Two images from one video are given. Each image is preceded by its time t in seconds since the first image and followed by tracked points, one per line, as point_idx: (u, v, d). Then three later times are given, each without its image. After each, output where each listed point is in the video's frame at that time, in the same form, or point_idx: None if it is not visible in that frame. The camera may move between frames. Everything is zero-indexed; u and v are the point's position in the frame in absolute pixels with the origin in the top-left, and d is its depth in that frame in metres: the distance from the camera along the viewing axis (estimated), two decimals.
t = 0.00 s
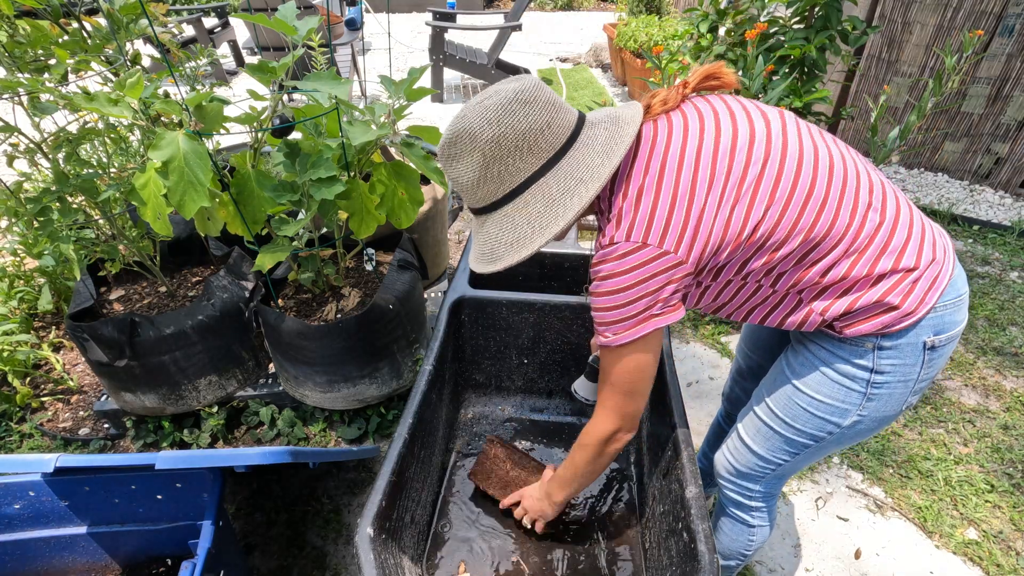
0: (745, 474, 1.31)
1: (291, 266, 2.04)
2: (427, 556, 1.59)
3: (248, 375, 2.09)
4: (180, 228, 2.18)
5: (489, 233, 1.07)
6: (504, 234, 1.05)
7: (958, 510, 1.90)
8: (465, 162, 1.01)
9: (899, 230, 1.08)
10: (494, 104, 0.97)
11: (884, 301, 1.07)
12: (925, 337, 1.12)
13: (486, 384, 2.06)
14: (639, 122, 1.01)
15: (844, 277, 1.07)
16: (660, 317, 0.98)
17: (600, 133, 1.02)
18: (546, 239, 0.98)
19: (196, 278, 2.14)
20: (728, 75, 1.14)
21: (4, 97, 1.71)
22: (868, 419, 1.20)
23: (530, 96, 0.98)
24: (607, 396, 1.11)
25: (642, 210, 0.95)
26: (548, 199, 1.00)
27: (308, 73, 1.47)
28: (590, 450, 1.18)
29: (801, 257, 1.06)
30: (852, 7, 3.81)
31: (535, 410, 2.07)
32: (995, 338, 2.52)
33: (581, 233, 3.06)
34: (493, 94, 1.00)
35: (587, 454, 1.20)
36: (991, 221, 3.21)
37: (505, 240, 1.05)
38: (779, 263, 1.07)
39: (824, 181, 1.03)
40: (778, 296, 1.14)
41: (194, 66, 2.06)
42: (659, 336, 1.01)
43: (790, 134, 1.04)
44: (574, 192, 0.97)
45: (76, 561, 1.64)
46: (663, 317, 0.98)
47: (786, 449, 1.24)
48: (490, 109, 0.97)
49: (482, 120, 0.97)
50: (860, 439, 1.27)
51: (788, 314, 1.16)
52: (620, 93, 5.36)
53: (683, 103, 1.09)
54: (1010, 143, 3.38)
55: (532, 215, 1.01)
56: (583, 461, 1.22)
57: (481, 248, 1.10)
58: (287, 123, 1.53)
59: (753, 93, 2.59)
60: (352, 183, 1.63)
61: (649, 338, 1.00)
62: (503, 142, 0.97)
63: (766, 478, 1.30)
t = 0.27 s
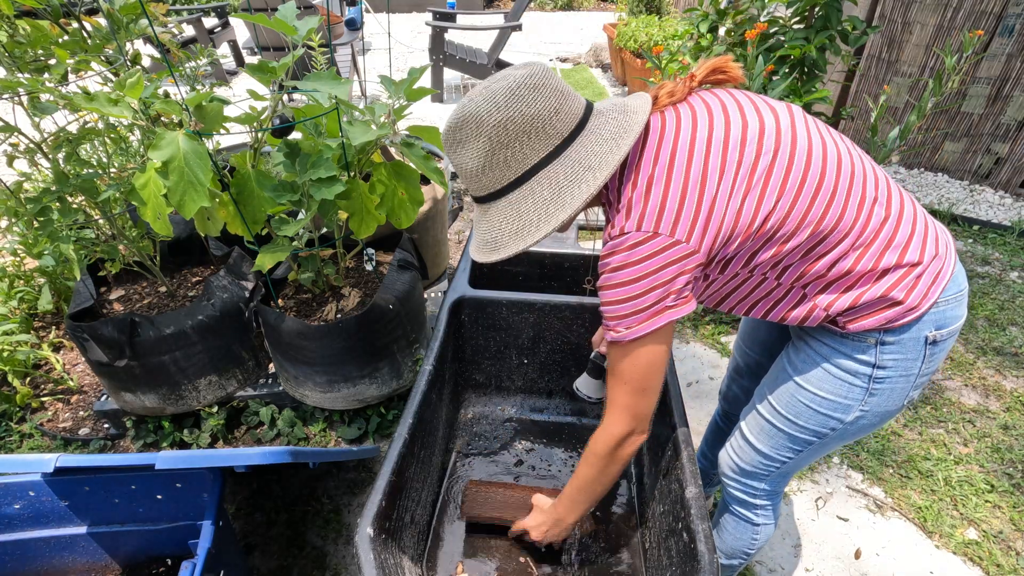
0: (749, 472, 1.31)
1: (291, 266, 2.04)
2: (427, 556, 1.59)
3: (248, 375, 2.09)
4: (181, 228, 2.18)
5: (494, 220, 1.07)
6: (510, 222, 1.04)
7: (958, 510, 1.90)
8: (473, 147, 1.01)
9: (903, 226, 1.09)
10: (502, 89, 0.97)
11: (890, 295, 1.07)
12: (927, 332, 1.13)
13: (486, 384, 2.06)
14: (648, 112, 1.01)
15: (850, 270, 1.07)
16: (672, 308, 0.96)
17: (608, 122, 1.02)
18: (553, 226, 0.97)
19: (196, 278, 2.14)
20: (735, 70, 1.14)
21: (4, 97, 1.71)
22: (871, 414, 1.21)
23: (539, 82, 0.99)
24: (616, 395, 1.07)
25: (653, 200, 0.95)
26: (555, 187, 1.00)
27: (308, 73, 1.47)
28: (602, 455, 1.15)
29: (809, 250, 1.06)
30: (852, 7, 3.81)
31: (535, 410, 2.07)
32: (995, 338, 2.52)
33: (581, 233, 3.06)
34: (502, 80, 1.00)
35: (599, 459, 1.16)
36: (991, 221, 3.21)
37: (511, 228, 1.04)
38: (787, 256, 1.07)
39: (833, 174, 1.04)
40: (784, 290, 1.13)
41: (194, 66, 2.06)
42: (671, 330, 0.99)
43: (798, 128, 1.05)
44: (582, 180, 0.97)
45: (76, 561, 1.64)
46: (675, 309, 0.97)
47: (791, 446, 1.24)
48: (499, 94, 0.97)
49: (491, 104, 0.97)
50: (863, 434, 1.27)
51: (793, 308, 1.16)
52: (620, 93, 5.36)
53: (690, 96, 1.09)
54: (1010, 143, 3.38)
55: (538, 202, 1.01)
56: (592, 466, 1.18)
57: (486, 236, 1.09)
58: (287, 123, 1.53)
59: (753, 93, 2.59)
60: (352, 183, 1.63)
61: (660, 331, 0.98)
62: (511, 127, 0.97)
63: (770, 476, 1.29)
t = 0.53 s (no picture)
0: (751, 470, 1.31)
1: (291, 266, 2.04)
2: (427, 556, 1.59)
3: (248, 375, 2.09)
4: (180, 228, 2.18)
5: (498, 226, 1.07)
6: (514, 227, 1.04)
7: (958, 510, 1.90)
8: (476, 152, 1.00)
9: (904, 225, 1.10)
10: (506, 94, 0.97)
11: (892, 294, 1.08)
12: (929, 329, 1.13)
13: (486, 384, 2.06)
14: (651, 115, 1.01)
15: (851, 270, 1.07)
16: (676, 311, 0.97)
17: (611, 126, 1.02)
18: (559, 232, 0.97)
19: (196, 278, 2.14)
20: (735, 69, 1.14)
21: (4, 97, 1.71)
22: (873, 412, 1.21)
23: (542, 87, 0.99)
24: (616, 391, 1.11)
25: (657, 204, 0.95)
26: (560, 192, 1.00)
27: (308, 73, 1.47)
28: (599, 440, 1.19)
29: (812, 251, 1.06)
30: (852, 7, 3.81)
31: (535, 410, 2.07)
32: (996, 338, 2.52)
33: (581, 233, 3.06)
34: (504, 85, 1.00)
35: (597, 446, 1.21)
36: (991, 221, 3.21)
37: (515, 233, 1.04)
38: (790, 257, 1.07)
39: (835, 175, 1.04)
40: (786, 290, 1.14)
41: (194, 66, 2.06)
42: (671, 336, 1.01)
43: (799, 129, 1.05)
44: (587, 185, 0.97)
45: (76, 561, 1.64)
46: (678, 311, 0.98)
47: (793, 444, 1.24)
48: (502, 99, 0.97)
49: (496, 109, 0.97)
50: (865, 432, 1.27)
51: (795, 309, 1.16)
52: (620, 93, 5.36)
53: (690, 97, 1.09)
54: (1010, 143, 3.38)
55: (543, 207, 1.01)
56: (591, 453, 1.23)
57: (490, 241, 1.09)
58: (287, 123, 1.53)
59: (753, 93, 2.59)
60: (352, 183, 1.63)
61: (660, 335, 0.99)
62: (516, 132, 0.97)
63: (772, 474, 1.29)
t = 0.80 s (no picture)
0: (748, 466, 1.31)
1: (291, 266, 2.03)
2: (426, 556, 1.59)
3: (248, 375, 2.09)
4: (181, 228, 2.18)
5: (506, 227, 1.07)
6: (523, 228, 1.04)
7: (958, 510, 1.90)
8: (484, 153, 0.99)
9: (905, 224, 1.10)
10: (514, 95, 0.97)
11: (892, 293, 1.08)
12: (928, 326, 1.13)
13: (486, 384, 2.06)
14: (658, 116, 1.01)
15: (852, 270, 1.08)
16: (678, 313, 0.99)
17: (618, 127, 1.03)
18: (570, 233, 0.97)
19: (196, 278, 2.14)
20: (740, 67, 1.14)
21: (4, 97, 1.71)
22: (872, 408, 1.21)
23: (549, 88, 0.99)
24: (615, 388, 1.12)
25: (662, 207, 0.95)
26: (570, 193, 1.00)
27: (308, 73, 1.47)
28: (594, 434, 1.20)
29: (814, 251, 1.06)
30: (852, 7, 3.81)
31: (535, 410, 2.07)
32: (996, 338, 2.52)
33: (581, 233, 3.06)
34: (511, 85, 0.99)
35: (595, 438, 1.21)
36: (991, 221, 3.21)
37: (524, 234, 1.04)
38: (792, 258, 1.07)
39: (838, 176, 1.04)
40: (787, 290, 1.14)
41: (194, 66, 2.06)
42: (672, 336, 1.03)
43: (803, 130, 1.05)
44: (596, 186, 0.97)
45: (76, 561, 1.64)
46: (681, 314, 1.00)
47: (792, 439, 1.24)
48: (510, 100, 0.96)
49: (504, 110, 0.96)
50: (863, 428, 1.27)
51: (795, 307, 1.16)
52: (620, 92, 5.36)
53: (695, 97, 1.09)
54: (1010, 143, 3.38)
55: (553, 208, 1.01)
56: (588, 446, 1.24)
57: (498, 242, 1.09)
58: (287, 123, 1.53)
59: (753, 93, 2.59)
60: (352, 183, 1.63)
61: (660, 338, 1.01)
62: (525, 133, 0.96)
63: (769, 469, 1.29)
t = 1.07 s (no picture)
0: (752, 458, 1.31)
1: (291, 266, 2.03)
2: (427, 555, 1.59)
3: (248, 375, 2.09)
4: (180, 228, 2.18)
5: (514, 217, 1.07)
6: (530, 218, 1.04)
7: (958, 510, 1.90)
8: (493, 143, 1.00)
9: (903, 214, 1.11)
10: (522, 85, 0.97)
11: (894, 281, 1.08)
12: (925, 313, 1.14)
13: (486, 384, 2.06)
14: (663, 108, 1.02)
15: (855, 258, 1.08)
16: (691, 302, 0.97)
17: (625, 120, 1.03)
18: (577, 223, 0.98)
19: (196, 278, 2.14)
20: (739, 63, 1.13)
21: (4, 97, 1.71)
22: (872, 397, 1.21)
23: (557, 79, 0.99)
24: (643, 381, 1.12)
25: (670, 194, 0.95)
26: (577, 184, 1.00)
27: (308, 73, 1.47)
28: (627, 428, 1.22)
29: (817, 239, 1.06)
30: (852, 7, 3.80)
31: (535, 410, 2.07)
32: (996, 338, 2.52)
33: (581, 233, 3.06)
34: (520, 77, 1.00)
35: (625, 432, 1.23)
36: (991, 221, 3.21)
37: (531, 224, 1.04)
38: (796, 246, 1.07)
39: (840, 165, 1.05)
40: (791, 279, 1.14)
41: (194, 66, 2.06)
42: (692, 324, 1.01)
43: (804, 121, 1.05)
44: (603, 176, 0.97)
45: (76, 561, 1.64)
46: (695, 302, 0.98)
47: (795, 430, 1.24)
48: (519, 90, 0.97)
49: (512, 100, 0.96)
50: (863, 417, 1.27)
51: (798, 297, 1.16)
52: (620, 92, 5.36)
53: (696, 92, 1.10)
54: (1010, 143, 3.38)
55: (560, 199, 1.01)
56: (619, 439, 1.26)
57: (505, 232, 1.09)
58: (287, 123, 1.52)
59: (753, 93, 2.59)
60: (352, 183, 1.63)
61: (681, 325, 0.99)
62: (533, 123, 0.96)
63: (773, 461, 1.29)
